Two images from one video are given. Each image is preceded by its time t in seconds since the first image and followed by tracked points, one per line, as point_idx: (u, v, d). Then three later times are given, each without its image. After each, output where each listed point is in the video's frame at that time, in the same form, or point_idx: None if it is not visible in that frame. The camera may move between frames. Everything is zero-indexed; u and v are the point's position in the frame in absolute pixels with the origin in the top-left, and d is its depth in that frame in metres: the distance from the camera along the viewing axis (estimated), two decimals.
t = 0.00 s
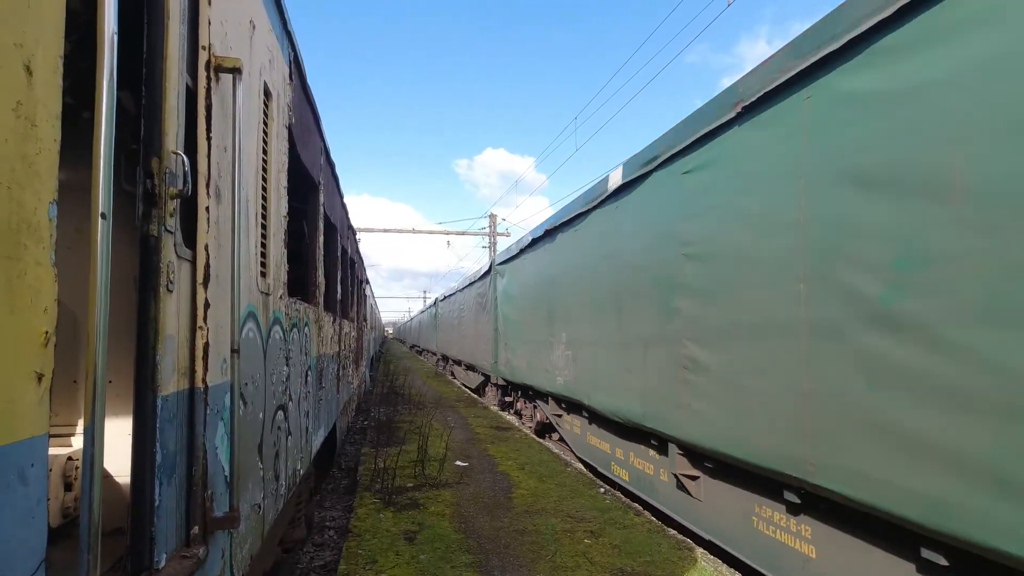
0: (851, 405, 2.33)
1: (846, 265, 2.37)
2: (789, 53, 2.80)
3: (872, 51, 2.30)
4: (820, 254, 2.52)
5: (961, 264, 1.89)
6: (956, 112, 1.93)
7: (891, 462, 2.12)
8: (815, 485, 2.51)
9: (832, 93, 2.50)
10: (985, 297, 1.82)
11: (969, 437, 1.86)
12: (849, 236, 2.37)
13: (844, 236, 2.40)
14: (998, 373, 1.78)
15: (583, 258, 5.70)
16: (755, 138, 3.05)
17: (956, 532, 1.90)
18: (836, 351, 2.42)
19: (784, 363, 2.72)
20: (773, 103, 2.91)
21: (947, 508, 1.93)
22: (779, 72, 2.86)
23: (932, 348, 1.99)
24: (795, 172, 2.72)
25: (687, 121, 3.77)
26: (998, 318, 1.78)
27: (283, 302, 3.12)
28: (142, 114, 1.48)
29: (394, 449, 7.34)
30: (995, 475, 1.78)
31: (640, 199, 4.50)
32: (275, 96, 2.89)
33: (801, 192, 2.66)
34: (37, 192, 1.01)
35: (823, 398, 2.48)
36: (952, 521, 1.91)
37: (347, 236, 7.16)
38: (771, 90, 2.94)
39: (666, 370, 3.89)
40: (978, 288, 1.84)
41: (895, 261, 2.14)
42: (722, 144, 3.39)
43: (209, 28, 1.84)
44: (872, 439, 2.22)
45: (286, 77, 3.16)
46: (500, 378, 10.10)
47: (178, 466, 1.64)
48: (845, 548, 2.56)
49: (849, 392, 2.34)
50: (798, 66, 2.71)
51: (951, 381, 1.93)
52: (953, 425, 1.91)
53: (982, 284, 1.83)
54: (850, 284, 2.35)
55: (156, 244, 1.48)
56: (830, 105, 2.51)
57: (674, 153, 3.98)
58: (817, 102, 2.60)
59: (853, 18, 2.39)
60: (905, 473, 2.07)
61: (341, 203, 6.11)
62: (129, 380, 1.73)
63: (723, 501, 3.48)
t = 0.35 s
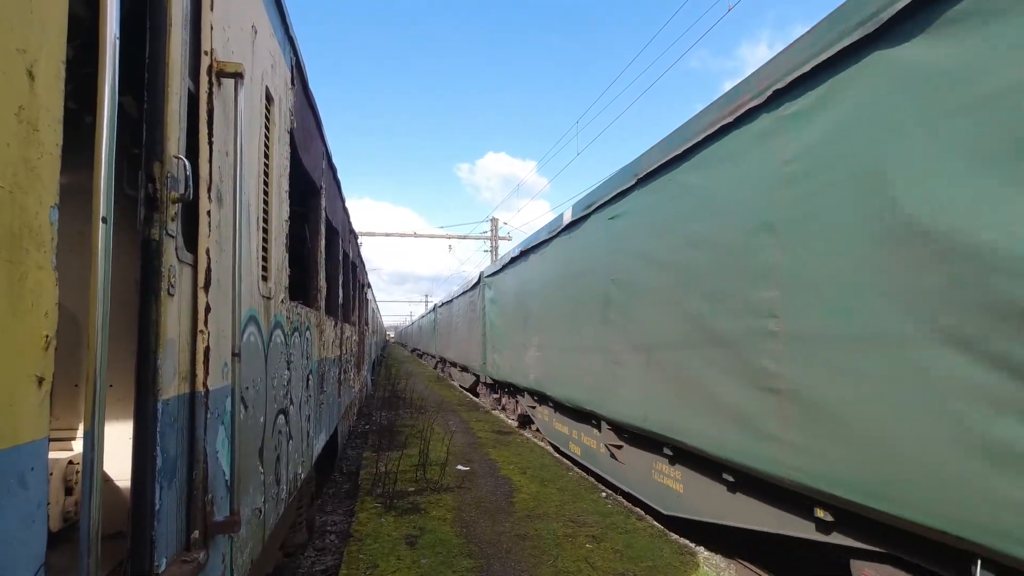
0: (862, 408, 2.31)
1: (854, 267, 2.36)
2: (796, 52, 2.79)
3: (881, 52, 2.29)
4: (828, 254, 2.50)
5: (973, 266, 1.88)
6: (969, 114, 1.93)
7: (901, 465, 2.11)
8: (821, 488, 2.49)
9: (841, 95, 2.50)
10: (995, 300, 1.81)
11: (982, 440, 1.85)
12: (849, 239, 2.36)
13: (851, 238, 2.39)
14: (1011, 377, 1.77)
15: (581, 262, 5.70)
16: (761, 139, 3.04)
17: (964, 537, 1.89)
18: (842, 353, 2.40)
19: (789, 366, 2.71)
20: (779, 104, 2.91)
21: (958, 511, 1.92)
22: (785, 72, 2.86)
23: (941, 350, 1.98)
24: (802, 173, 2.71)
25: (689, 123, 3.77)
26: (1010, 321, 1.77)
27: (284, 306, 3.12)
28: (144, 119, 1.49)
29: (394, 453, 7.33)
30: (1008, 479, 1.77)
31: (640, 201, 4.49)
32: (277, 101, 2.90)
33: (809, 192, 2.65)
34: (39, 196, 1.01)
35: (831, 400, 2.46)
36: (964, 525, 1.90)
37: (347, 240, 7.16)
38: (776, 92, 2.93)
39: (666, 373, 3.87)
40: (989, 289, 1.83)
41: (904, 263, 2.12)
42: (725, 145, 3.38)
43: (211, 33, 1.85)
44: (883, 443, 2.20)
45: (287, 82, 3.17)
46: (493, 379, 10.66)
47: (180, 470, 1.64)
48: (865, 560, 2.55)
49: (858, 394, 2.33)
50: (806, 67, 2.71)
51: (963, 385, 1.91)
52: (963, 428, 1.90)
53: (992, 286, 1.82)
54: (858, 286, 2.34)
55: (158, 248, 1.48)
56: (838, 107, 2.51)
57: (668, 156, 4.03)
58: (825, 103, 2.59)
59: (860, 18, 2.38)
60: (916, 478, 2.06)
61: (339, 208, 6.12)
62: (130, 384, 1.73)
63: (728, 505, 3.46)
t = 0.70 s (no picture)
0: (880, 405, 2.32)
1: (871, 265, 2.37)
2: (804, 50, 2.82)
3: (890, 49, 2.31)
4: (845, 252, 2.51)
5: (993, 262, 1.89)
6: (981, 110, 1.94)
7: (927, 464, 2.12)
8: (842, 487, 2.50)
9: (851, 92, 2.52)
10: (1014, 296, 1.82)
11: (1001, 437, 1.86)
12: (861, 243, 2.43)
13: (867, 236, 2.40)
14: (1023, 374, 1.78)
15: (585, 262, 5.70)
16: (767, 137, 3.06)
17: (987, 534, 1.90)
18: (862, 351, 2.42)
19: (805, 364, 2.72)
20: (786, 102, 2.93)
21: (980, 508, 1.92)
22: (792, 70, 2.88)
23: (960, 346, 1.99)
24: (811, 171, 2.72)
25: (694, 122, 3.79)
26: None
27: (281, 307, 3.11)
28: (139, 120, 1.48)
29: (393, 455, 7.32)
30: None
31: (644, 201, 4.51)
32: (274, 102, 2.89)
33: (819, 190, 2.66)
34: (32, 197, 1.01)
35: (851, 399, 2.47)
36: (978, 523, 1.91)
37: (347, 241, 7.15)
38: (785, 90, 2.94)
39: (676, 373, 3.89)
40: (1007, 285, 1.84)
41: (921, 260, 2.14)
42: (730, 144, 3.40)
43: (206, 34, 1.84)
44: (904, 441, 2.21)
45: (283, 83, 3.16)
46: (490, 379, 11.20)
47: (174, 472, 1.64)
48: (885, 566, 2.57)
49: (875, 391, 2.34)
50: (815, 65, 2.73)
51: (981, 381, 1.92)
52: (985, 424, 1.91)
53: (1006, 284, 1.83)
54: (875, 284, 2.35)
55: (154, 250, 1.48)
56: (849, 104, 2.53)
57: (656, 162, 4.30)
58: (835, 100, 2.61)
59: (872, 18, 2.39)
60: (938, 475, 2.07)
61: (338, 209, 6.12)
62: (123, 385, 1.72)
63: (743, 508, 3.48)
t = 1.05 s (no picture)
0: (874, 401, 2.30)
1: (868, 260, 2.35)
2: (795, 44, 2.80)
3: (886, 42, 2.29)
4: (841, 247, 2.49)
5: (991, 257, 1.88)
6: (979, 104, 1.92)
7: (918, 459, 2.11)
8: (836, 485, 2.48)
9: (843, 92, 2.51)
10: (1011, 289, 1.80)
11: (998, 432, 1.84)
12: (798, 250, 2.76)
13: (865, 229, 2.37)
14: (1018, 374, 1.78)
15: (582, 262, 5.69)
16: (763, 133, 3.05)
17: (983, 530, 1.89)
18: (854, 347, 2.39)
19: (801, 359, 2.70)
20: (782, 95, 2.90)
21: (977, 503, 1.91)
22: (786, 65, 2.86)
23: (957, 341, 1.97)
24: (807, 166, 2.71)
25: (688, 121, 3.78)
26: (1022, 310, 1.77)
27: (276, 307, 3.10)
28: (133, 119, 1.47)
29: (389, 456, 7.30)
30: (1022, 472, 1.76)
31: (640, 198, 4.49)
32: (269, 101, 2.88)
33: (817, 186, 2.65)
34: (23, 196, 1.00)
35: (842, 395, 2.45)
36: (973, 523, 1.91)
37: (342, 241, 7.14)
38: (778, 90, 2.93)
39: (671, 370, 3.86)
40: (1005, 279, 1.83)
41: (913, 261, 2.13)
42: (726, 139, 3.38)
43: (201, 33, 1.84)
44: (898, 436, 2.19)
45: (279, 83, 3.15)
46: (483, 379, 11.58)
47: (169, 473, 1.63)
48: None
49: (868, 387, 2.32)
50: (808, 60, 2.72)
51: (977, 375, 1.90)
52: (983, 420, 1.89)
53: (999, 284, 1.83)
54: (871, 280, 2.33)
55: (148, 249, 1.47)
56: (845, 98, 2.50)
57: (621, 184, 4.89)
58: (826, 100, 2.60)
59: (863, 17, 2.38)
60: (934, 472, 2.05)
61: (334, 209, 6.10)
62: (117, 387, 1.72)
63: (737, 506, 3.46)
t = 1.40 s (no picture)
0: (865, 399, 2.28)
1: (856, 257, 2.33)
2: (787, 42, 2.78)
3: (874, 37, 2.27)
4: (831, 246, 2.47)
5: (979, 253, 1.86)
6: (968, 99, 1.91)
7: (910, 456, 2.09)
8: (829, 483, 2.47)
9: (834, 91, 2.49)
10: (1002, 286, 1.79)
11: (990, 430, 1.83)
12: (724, 265, 3.28)
13: (853, 225, 2.36)
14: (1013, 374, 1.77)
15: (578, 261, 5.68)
16: (751, 129, 3.03)
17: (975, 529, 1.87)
18: (844, 344, 2.38)
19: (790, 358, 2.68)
20: (771, 92, 2.89)
21: (970, 502, 1.89)
22: (774, 61, 2.84)
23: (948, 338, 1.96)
24: (796, 163, 2.69)
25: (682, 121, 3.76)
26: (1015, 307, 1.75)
27: (276, 307, 3.09)
28: (132, 118, 1.47)
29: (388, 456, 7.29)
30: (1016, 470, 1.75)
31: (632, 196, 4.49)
32: (268, 101, 2.87)
33: (805, 183, 2.63)
34: (21, 196, 1.00)
35: (833, 393, 2.44)
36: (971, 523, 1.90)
37: (340, 241, 7.12)
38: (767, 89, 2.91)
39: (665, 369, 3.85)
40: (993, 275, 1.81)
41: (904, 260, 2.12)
42: (713, 136, 3.36)
43: (200, 33, 1.83)
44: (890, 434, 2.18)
45: (278, 82, 3.14)
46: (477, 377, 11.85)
47: (168, 473, 1.62)
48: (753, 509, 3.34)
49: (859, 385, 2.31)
50: (796, 56, 2.70)
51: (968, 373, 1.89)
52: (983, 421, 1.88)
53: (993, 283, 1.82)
54: (859, 277, 2.31)
55: (147, 249, 1.46)
56: (834, 94, 2.49)
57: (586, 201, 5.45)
58: (817, 99, 2.58)
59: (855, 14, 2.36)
60: (927, 471, 2.04)
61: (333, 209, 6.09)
62: (116, 386, 1.71)
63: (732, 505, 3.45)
